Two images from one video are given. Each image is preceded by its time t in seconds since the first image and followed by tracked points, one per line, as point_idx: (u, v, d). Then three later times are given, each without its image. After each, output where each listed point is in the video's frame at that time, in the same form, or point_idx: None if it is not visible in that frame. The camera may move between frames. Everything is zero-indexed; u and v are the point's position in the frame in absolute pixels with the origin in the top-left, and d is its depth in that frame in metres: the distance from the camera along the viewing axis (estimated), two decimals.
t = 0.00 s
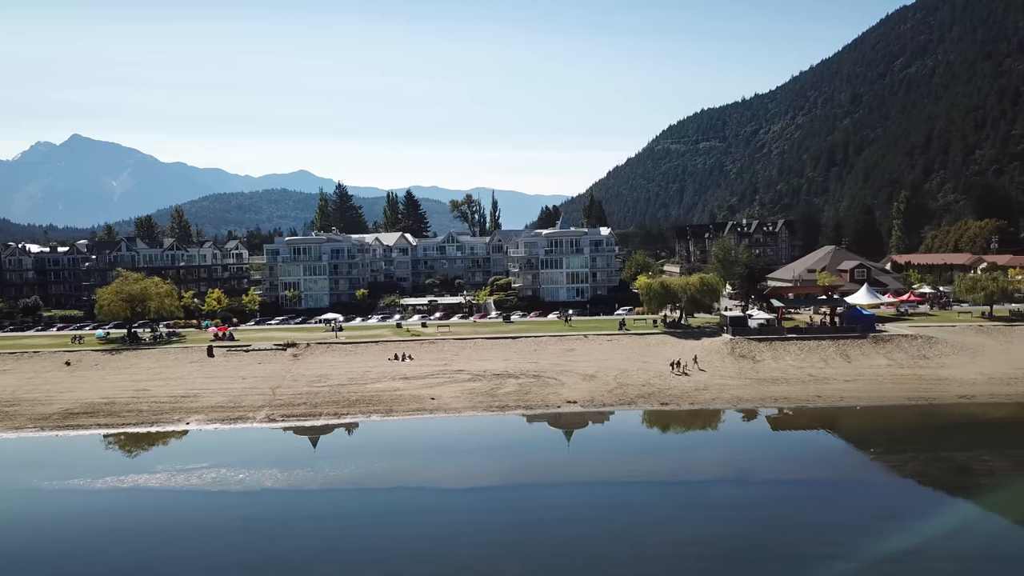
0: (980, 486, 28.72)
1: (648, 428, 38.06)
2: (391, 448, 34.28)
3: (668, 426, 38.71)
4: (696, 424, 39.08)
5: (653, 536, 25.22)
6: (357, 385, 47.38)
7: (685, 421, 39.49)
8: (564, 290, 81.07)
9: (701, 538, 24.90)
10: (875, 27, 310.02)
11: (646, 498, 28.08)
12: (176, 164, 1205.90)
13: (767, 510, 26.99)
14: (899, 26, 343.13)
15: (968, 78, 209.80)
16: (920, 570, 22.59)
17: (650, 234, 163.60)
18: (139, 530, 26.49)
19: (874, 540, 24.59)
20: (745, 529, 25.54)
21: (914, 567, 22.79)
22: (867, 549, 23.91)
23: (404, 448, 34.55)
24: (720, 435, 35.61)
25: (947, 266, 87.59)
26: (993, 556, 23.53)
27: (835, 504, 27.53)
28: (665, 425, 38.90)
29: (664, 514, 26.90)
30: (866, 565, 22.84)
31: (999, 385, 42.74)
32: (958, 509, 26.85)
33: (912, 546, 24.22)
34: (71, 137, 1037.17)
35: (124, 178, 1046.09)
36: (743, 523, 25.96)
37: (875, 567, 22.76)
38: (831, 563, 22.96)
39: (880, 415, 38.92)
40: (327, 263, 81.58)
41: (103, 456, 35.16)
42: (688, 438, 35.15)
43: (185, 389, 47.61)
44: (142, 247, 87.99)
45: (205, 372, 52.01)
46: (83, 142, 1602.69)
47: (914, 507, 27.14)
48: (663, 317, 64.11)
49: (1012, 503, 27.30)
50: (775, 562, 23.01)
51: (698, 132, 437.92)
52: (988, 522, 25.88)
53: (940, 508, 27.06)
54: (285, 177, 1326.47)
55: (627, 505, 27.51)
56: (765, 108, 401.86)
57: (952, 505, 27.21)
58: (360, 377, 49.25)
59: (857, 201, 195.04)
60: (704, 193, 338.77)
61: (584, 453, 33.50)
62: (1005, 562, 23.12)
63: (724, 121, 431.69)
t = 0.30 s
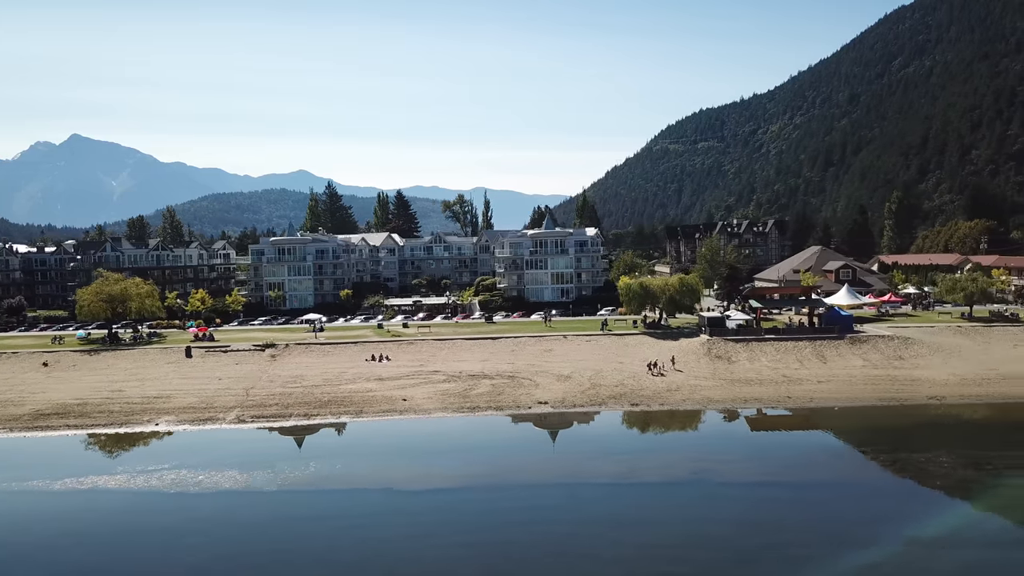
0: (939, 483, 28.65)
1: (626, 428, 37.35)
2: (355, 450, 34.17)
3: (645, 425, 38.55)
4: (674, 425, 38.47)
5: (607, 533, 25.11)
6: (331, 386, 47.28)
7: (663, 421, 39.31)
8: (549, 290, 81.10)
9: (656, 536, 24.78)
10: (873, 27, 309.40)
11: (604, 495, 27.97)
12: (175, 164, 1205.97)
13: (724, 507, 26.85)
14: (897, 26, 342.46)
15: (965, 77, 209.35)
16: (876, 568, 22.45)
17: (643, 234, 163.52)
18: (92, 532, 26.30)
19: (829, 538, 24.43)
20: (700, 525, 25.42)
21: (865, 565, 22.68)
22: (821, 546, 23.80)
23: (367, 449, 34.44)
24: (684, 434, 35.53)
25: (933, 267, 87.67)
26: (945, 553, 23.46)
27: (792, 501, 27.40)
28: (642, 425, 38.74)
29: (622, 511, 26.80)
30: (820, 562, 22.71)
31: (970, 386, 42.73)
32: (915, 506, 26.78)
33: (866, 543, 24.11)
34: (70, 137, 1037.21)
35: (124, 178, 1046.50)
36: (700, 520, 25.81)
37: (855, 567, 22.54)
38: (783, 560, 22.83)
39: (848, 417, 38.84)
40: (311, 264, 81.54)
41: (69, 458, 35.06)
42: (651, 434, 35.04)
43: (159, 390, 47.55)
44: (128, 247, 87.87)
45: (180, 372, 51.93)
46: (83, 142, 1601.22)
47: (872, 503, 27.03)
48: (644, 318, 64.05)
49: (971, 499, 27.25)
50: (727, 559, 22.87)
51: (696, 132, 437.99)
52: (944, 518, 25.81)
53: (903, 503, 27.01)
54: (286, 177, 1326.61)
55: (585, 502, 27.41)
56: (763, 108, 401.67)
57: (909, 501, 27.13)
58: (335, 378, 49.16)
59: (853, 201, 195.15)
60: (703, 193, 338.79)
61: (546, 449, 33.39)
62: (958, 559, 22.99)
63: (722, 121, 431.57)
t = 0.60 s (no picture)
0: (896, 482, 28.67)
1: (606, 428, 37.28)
2: (320, 448, 34.12)
3: (627, 426, 38.54)
4: (654, 425, 38.41)
5: (566, 536, 25.00)
6: (305, 387, 47.25)
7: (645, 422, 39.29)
8: (534, 291, 81.04)
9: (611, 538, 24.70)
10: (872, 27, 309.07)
11: (565, 496, 27.91)
12: (174, 163, 1205.86)
13: (681, 507, 26.80)
14: (896, 26, 342.20)
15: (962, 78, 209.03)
16: (833, 566, 22.41)
17: (636, 235, 163.56)
18: (52, 533, 26.28)
19: (813, 537, 24.43)
20: (657, 526, 25.35)
21: (819, 565, 22.60)
22: (776, 546, 23.77)
23: (333, 447, 34.37)
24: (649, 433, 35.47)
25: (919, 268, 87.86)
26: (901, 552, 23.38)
27: (750, 501, 27.37)
28: (624, 425, 38.74)
29: (580, 512, 26.66)
30: (776, 563, 22.66)
31: (942, 388, 42.66)
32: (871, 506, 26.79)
33: (822, 543, 24.01)
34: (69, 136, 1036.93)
35: (123, 179, 1045.91)
36: (654, 521, 25.78)
37: (857, 566, 22.47)
38: (737, 561, 22.78)
39: (818, 419, 38.71)
40: (296, 264, 81.46)
41: (34, 459, 35.05)
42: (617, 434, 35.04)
43: (133, 390, 47.54)
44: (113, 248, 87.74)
45: (157, 372, 51.86)
46: (88, 142, 1600.82)
47: (829, 502, 27.05)
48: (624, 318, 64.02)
49: (929, 499, 27.23)
50: (684, 561, 22.79)
51: (695, 132, 437.98)
52: (900, 517, 25.81)
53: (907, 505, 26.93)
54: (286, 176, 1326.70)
55: (545, 503, 27.40)
56: (761, 108, 401.59)
57: (865, 502, 27.13)
58: (310, 379, 49.14)
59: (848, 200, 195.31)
60: (700, 193, 338.89)
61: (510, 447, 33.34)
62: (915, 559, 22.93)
63: (721, 121, 431.51)
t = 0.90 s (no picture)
0: (854, 479, 28.48)
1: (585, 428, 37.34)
2: (283, 446, 34.00)
3: (606, 427, 38.46)
4: (635, 426, 38.43)
5: (516, 536, 24.82)
6: (278, 388, 47.18)
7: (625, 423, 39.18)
8: (519, 291, 80.90)
9: (560, 538, 24.52)
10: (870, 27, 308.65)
11: (522, 493, 27.81)
12: (173, 163, 1205.80)
13: (634, 507, 26.62)
14: (894, 26, 341.69)
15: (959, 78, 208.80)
16: (786, 565, 22.21)
17: (629, 236, 163.57)
18: (6, 534, 26.21)
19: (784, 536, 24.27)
20: (609, 527, 25.19)
21: (766, 563, 22.44)
22: (726, 545, 23.62)
23: (296, 445, 34.25)
24: (613, 434, 35.43)
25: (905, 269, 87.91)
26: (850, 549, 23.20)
27: (707, 497, 27.22)
28: (604, 426, 38.63)
29: (533, 512, 26.49)
30: (726, 562, 22.48)
31: (913, 389, 42.50)
32: (825, 503, 26.60)
33: (772, 541, 23.83)
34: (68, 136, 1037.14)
35: (123, 179, 1046.23)
36: (605, 521, 25.60)
37: (852, 567, 22.18)
38: (682, 562, 22.61)
39: (786, 420, 38.55)
40: (280, 264, 81.37)
41: None
42: (584, 433, 34.97)
43: (107, 391, 47.50)
44: (99, 248, 87.53)
45: (133, 374, 51.79)
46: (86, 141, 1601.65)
47: (783, 499, 26.85)
48: (605, 319, 63.88)
49: (885, 497, 27.05)
50: (635, 563, 22.61)
51: (693, 131, 437.95)
52: (854, 515, 25.59)
53: (882, 505, 26.52)
54: (286, 176, 1326.68)
55: (501, 501, 27.29)
56: (760, 108, 401.31)
57: (821, 499, 26.90)
58: (285, 380, 49.05)
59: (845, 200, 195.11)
60: (699, 193, 338.83)
61: (475, 445, 33.20)
62: (865, 556, 22.73)
63: (719, 121, 431.26)
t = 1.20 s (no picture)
0: (813, 476, 28.22)
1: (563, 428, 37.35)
2: (246, 446, 33.90)
3: (585, 428, 38.36)
4: (614, 426, 38.44)
5: (468, 538, 24.60)
6: (252, 389, 47.12)
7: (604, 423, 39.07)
8: (504, 291, 80.79)
9: (510, 539, 24.35)
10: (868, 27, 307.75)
11: (478, 495, 27.69)
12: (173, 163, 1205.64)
13: (588, 507, 26.41)
14: (893, 27, 340.52)
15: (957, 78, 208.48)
16: (730, 562, 22.14)
17: (622, 237, 163.67)
18: None
19: (746, 533, 24.03)
20: (562, 527, 25.02)
21: (713, 561, 22.24)
22: (678, 543, 23.40)
23: (260, 445, 34.14)
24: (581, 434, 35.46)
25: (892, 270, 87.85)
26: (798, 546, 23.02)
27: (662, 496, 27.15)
28: (582, 427, 38.55)
29: (487, 513, 26.36)
30: (675, 560, 22.30)
31: (886, 389, 42.37)
32: (780, 499, 26.36)
33: (730, 539, 23.53)
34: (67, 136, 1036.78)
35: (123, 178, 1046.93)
36: (558, 521, 25.46)
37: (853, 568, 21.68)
38: (627, 561, 22.45)
39: (755, 421, 38.45)
40: (265, 265, 81.26)
41: None
42: (549, 434, 34.90)
43: (82, 392, 47.46)
44: (84, 248, 87.30)
45: (109, 374, 51.71)
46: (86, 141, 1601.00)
47: (738, 497, 26.65)
48: (586, 320, 63.83)
49: (839, 492, 26.83)
50: (584, 563, 22.40)
51: (692, 131, 437.95)
52: (807, 511, 25.40)
53: (846, 501, 26.33)
54: (286, 176, 1326.90)
55: (456, 502, 27.18)
56: (758, 108, 401.06)
57: (775, 496, 26.82)
58: (260, 381, 49.01)
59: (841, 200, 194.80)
60: (697, 193, 338.84)
61: (437, 446, 33.08)
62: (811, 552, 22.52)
63: (718, 121, 431.11)
